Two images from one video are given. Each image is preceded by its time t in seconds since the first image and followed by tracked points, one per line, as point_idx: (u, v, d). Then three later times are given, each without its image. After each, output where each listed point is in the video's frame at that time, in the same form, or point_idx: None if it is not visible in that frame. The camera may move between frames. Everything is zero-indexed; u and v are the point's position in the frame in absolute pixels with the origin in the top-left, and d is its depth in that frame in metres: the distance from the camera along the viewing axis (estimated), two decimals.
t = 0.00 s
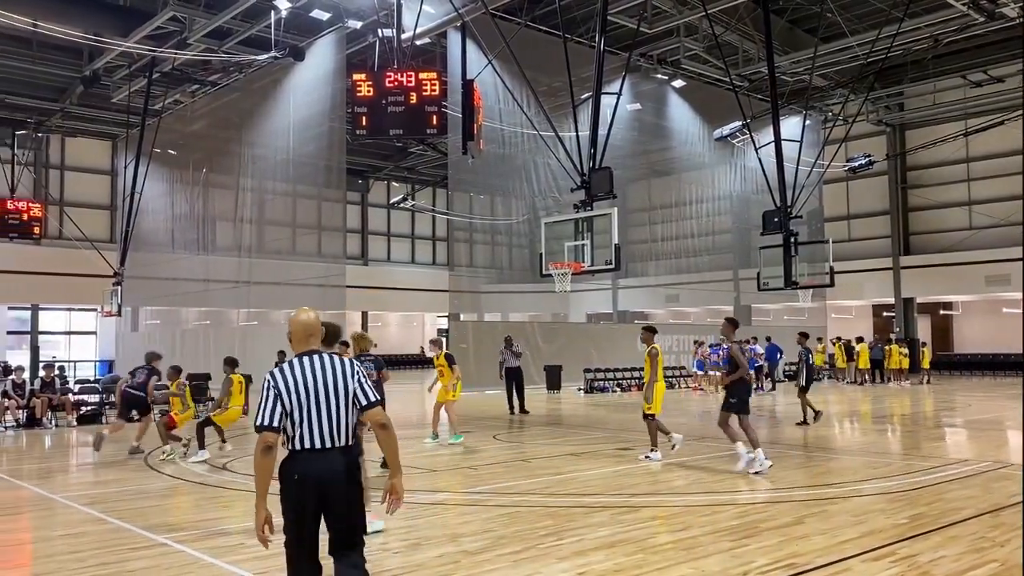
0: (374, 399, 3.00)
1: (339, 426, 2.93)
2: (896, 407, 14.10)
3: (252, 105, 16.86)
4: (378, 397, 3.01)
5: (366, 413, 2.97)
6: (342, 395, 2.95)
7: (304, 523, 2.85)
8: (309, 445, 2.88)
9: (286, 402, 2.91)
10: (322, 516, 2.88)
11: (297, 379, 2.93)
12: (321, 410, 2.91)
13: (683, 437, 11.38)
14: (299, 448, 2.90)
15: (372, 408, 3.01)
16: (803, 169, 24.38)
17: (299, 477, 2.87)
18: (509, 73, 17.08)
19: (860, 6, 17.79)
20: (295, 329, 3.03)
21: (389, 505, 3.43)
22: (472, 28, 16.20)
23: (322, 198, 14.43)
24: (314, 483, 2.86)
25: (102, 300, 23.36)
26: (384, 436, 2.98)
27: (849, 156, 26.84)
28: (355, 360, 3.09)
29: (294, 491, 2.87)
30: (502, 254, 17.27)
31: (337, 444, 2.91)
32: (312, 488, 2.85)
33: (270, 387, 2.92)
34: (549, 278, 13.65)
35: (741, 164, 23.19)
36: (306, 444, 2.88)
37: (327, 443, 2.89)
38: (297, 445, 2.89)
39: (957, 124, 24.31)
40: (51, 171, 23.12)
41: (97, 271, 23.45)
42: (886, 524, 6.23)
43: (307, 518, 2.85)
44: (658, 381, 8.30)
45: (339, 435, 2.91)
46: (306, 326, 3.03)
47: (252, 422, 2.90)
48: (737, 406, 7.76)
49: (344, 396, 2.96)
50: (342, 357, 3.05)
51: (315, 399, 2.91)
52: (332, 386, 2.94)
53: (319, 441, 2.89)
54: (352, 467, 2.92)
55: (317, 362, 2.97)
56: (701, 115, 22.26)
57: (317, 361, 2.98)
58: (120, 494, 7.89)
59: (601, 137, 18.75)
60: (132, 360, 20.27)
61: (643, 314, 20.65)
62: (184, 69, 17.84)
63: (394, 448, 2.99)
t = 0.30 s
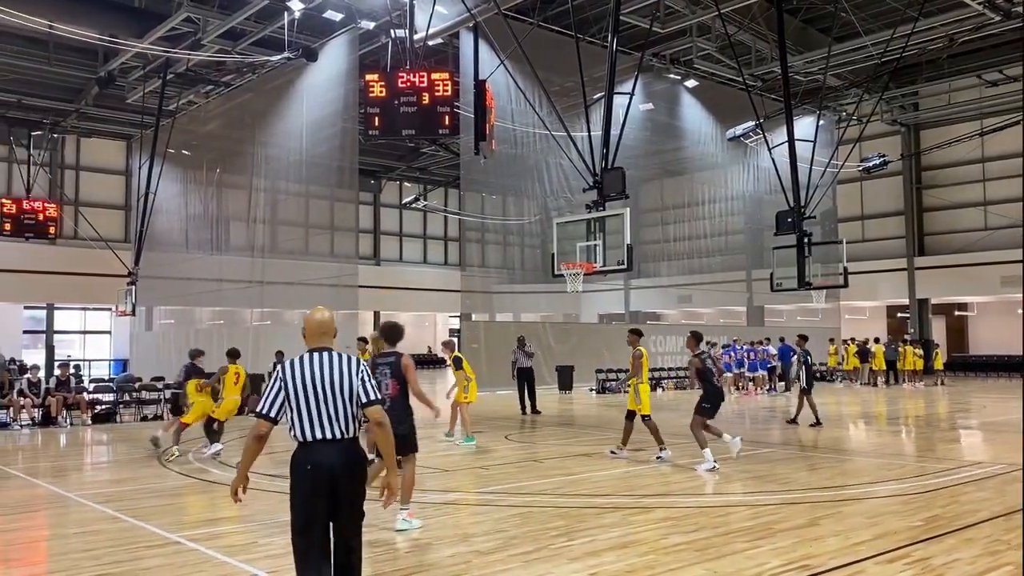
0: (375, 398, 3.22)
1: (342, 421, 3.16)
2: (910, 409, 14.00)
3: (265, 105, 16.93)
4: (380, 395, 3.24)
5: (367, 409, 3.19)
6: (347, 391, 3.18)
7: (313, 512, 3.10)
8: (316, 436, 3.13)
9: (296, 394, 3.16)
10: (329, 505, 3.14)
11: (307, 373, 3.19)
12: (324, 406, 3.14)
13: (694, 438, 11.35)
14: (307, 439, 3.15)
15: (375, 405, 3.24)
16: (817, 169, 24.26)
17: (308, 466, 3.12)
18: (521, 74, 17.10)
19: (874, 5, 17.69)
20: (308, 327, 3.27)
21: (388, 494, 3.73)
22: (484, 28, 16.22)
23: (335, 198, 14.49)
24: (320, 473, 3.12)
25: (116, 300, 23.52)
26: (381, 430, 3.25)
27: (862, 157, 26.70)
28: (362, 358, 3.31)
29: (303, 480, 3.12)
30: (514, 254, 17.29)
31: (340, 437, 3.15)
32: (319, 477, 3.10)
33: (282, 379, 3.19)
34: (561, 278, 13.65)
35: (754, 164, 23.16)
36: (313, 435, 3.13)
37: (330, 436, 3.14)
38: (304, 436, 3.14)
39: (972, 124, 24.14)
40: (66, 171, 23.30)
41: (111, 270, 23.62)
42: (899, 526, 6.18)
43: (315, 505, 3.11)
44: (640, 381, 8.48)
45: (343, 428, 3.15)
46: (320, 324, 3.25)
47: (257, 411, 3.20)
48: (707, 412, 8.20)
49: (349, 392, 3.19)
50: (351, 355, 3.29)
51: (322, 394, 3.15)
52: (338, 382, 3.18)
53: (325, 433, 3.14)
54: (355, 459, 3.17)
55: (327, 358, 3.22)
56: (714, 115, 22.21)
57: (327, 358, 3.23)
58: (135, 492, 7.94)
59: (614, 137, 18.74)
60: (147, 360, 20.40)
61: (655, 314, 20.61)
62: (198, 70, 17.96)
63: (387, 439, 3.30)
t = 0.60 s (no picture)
0: (389, 400, 3.42)
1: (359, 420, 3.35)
2: (923, 410, 13.91)
3: (277, 106, 16.98)
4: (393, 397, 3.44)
5: (381, 410, 3.39)
6: (363, 393, 3.37)
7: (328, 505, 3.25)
8: (337, 434, 3.30)
9: (318, 394, 3.35)
10: (346, 500, 3.29)
11: (327, 375, 3.38)
12: (344, 405, 3.32)
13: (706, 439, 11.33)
14: (327, 436, 3.32)
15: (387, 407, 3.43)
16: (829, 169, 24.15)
17: (328, 462, 3.28)
18: (533, 74, 17.10)
19: (888, 4, 17.60)
20: (328, 333, 3.47)
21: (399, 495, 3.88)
22: (496, 28, 16.24)
23: (347, 198, 14.54)
24: (340, 468, 3.27)
25: (130, 299, 23.67)
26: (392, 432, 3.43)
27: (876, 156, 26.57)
28: (377, 364, 3.52)
29: (322, 475, 3.27)
30: (525, 254, 17.28)
31: (357, 434, 3.33)
32: (339, 474, 3.25)
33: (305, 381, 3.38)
34: (572, 278, 13.63)
35: (767, 164, 23.10)
36: (333, 433, 3.30)
37: (349, 434, 3.31)
38: (325, 434, 3.31)
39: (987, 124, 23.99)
40: (81, 172, 23.46)
41: (124, 270, 23.77)
42: (912, 528, 6.15)
43: (332, 499, 3.25)
44: (623, 379, 8.74)
45: (361, 426, 3.34)
46: (339, 330, 3.45)
47: (282, 409, 3.38)
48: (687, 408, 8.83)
49: (365, 394, 3.39)
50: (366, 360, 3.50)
51: (340, 394, 3.34)
52: (355, 384, 3.38)
53: (344, 431, 3.31)
54: (371, 455, 3.35)
55: (345, 362, 3.42)
56: (726, 115, 22.15)
57: (345, 362, 3.42)
58: (148, 491, 7.98)
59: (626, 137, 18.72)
60: (160, 359, 20.51)
61: (667, 314, 20.56)
62: (211, 70, 18.07)
63: (400, 441, 3.47)
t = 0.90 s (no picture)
0: (402, 397, 3.50)
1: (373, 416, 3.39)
2: (935, 412, 13.83)
3: (288, 106, 17.03)
4: (406, 395, 3.51)
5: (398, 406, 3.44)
6: (377, 389, 3.41)
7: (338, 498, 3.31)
8: (352, 429, 3.34)
9: (332, 392, 3.37)
10: (358, 494, 3.35)
11: (341, 372, 3.41)
12: (360, 402, 3.36)
13: (717, 440, 11.29)
14: (340, 431, 3.36)
15: (402, 402, 3.50)
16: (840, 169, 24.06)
17: (340, 456, 3.33)
18: (544, 74, 17.07)
19: (900, 3, 17.51)
20: (341, 330, 3.51)
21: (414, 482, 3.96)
22: (507, 29, 16.25)
23: (357, 199, 14.57)
24: (353, 462, 3.32)
25: (141, 299, 23.81)
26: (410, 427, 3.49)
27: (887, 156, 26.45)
28: (388, 361, 3.57)
29: (335, 469, 3.32)
30: (535, 254, 17.28)
31: (372, 429, 3.37)
32: (353, 468, 3.30)
33: (320, 378, 3.40)
34: (582, 278, 13.59)
35: (778, 164, 23.03)
36: (347, 428, 3.34)
37: (363, 429, 3.36)
38: (339, 430, 3.34)
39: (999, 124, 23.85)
40: (93, 172, 23.59)
41: (135, 270, 23.88)
42: (925, 531, 6.10)
43: (344, 492, 3.31)
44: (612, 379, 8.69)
45: (375, 421, 3.38)
46: (352, 328, 3.49)
47: (300, 404, 3.38)
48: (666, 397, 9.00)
49: (380, 390, 3.43)
50: (380, 358, 3.54)
51: (356, 391, 3.36)
52: (369, 380, 3.40)
53: (358, 426, 3.35)
54: (386, 450, 3.39)
55: (359, 359, 3.45)
56: (737, 115, 22.09)
57: (359, 359, 3.46)
58: (159, 490, 8.00)
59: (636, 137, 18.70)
60: (170, 359, 20.60)
61: (677, 315, 20.50)
62: (222, 71, 18.17)
63: (418, 435, 3.53)
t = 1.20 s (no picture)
0: (404, 395, 3.51)
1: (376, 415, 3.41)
2: (944, 413, 13.77)
3: (296, 106, 17.07)
4: (408, 393, 3.53)
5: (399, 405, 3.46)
6: (379, 389, 3.41)
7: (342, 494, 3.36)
8: (354, 428, 3.36)
9: (335, 392, 3.38)
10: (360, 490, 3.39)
11: (343, 373, 3.41)
12: (362, 401, 3.38)
13: (724, 441, 11.26)
14: (343, 431, 3.38)
15: (404, 401, 3.53)
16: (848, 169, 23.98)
17: (343, 455, 3.36)
18: (551, 74, 17.08)
19: (908, 3, 17.45)
20: (344, 331, 3.50)
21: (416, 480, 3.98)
22: (514, 30, 16.27)
23: (365, 199, 14.59)
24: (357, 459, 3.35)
25: (150, 299, 23.93)
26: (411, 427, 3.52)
27: (895, 156, 26.37)
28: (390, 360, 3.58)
29: (338, 467, 3.35)
30: (543, 254, 17.30)
31: (375, 427, 3.39)
32: (355, 466, 3.34)
33: (323, 378, 3.40)
34: (590, 278, 13.57)
35: (785, 164, 22.98)
36: (350, 427, 3.36)
37: (366, 427, 3.38)
38: (342, 429, 3.37)
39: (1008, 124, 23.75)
40: (102, 172, 23.69)
41: (144, 270, 23.97)
42: (933, 532, 6.07)
43: (348, 488, 3.34)
44: (608, 379, 8.68)
45: (377, 421, 3.39)
46: (355, 328, 3.47)
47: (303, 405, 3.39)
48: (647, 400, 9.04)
49: (382, 389, 3.44)
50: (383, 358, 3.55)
51: (358, 391, 3.37)
52: (370, 381, 3.40)
53: (361, 426, 3.37)
54: (388, 448, 3.41)
55: (361, 360, 3.46)
56: (744, 114, 22.06)
57: (361, 360, 3.46)
58: (167, 489, 8.01)
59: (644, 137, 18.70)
60: (179, 359, 20.68)
61: (684, 316, 20.46)
62: (230, 71, 18.24)
63: (417, 434, 3.56)
